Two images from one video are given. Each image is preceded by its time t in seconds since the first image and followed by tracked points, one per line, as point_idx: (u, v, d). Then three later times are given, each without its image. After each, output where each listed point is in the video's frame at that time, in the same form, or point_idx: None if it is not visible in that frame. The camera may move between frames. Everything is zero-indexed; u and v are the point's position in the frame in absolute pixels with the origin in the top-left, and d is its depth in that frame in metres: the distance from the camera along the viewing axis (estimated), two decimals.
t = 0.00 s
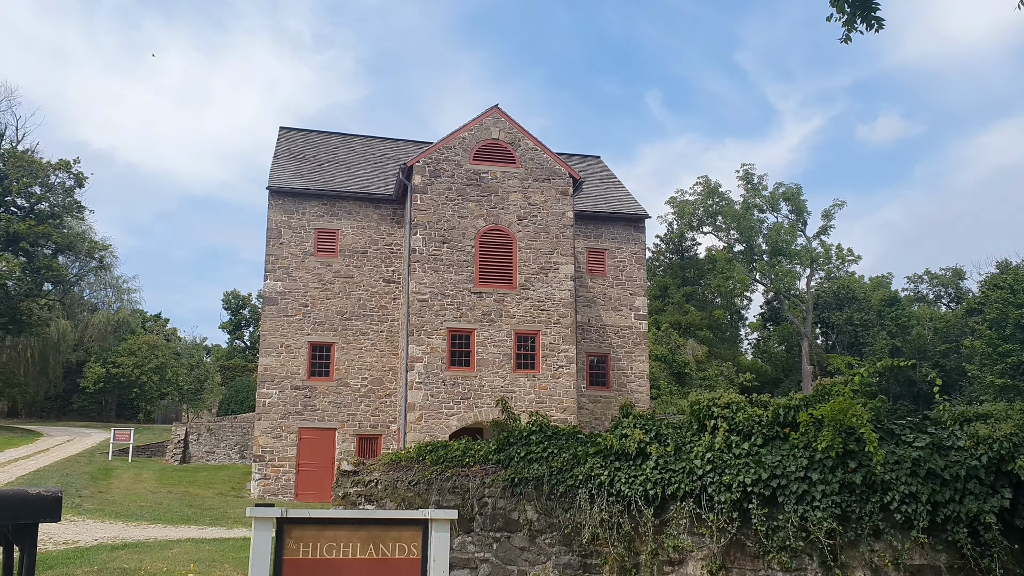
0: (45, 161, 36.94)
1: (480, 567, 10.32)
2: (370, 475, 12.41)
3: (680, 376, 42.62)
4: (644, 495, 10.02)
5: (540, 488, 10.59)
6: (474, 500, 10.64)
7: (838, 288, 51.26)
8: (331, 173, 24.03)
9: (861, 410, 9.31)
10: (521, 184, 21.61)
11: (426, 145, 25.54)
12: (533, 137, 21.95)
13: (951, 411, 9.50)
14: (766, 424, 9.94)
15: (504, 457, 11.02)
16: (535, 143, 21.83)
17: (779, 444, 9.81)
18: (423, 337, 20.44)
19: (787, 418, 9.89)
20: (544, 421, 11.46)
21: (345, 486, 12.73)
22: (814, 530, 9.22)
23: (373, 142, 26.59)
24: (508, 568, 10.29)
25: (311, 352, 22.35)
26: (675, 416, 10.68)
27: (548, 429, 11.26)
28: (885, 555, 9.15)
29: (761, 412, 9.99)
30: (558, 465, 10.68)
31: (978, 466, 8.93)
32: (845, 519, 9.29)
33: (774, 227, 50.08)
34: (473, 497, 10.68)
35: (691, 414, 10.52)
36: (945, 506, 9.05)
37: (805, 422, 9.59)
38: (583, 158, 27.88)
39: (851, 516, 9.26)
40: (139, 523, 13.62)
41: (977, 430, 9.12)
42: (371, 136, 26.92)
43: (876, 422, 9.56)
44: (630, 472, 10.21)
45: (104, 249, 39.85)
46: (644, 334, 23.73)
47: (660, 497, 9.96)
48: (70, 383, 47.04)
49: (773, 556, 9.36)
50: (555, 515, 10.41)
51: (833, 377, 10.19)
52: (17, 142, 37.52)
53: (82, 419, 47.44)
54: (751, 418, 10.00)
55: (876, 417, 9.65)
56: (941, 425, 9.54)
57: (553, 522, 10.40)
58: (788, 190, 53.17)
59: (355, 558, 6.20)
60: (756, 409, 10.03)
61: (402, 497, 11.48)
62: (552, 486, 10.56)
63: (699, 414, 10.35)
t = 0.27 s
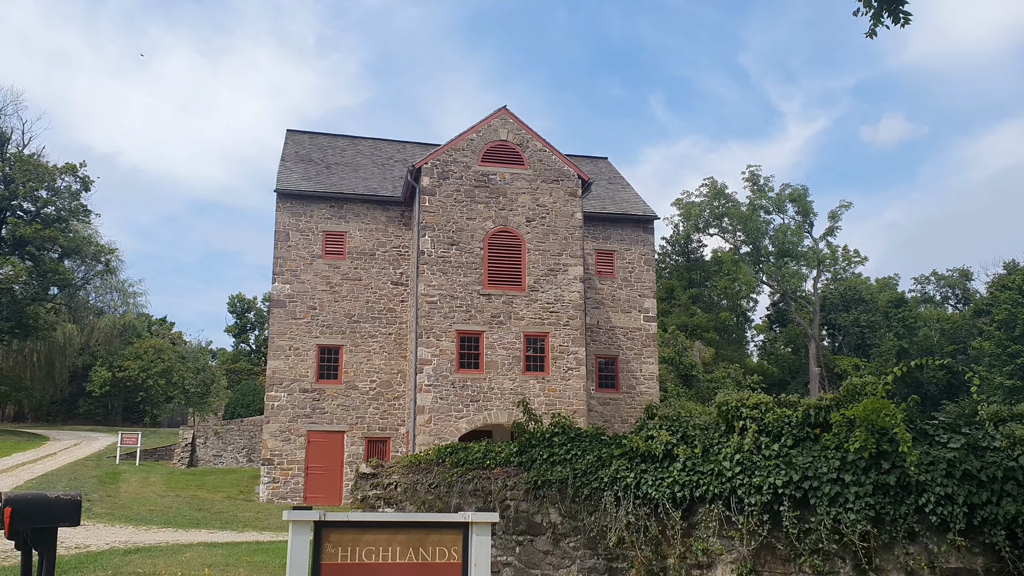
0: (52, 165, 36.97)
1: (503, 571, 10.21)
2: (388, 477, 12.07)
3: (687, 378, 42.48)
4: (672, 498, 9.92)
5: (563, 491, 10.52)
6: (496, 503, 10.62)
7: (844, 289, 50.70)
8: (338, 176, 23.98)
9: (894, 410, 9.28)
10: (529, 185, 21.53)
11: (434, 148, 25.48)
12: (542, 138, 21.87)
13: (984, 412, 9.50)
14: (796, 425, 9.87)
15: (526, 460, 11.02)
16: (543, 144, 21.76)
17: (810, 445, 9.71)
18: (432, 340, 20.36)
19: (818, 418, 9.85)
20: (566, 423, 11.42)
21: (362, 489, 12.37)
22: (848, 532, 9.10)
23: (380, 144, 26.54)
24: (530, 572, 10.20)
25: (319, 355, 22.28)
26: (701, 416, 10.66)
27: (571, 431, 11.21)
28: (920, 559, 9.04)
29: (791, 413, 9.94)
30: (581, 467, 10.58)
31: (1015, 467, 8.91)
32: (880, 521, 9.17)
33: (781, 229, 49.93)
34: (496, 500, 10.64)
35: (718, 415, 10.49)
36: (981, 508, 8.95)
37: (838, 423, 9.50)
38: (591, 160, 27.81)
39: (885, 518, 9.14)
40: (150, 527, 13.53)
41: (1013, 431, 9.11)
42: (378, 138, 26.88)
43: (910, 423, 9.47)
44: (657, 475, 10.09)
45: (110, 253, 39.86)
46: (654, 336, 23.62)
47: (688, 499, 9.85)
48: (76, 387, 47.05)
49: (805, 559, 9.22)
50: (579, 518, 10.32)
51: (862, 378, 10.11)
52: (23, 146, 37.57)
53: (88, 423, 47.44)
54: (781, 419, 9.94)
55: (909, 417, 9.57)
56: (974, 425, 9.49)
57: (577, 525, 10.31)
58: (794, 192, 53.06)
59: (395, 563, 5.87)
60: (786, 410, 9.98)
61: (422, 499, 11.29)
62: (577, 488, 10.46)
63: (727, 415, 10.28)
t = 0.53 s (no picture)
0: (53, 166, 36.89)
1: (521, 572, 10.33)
2: (403, 479, 12.36)
3: (689, 379, 42.51)
4: (696, 499, 9.88)
5: (586, 492, 10.57)
6: (514, 503, 10.88)
7: (846, 290, 50.52)
8: (342, 175, 23.88)
9: (927, 409, 9.01)
10: (534, 184, 21.41)
11: (438, 147, 25.37)
12: (546, 137, 21.76)
13: (1020, 409, 9.09)
14: (824, 424, 9.69)
15: (545, 460, 11.15)
16: (548, 143, 21.64)
17: (839, 445, 9.53)
18: (437, 340, 20.24)
19: (846, 417, 9.63)
20: (587, 422, 11.43)
21: (377, 490, 12.56)
22: (879, 534, 8.90)
23: (384, 144, 26.44)
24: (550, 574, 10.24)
25: (323, 356, 22.16)
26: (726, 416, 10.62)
27: (591, 430, 11.23)
28: (955, 561, 8.81)
29: (818, 412, 9.74)
30: (604, 468, 10.57)
31: None
32: (912, 523, 8.96)
33: (783, 229, 49.86)
34: (515, 500, 10.90)
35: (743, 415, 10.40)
36: (1018, 509, 8.66)
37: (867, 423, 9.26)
38: (595, 159, 27.71)
39: (918, 519, 8.93)
40: (156, 529, 13.42)
41: None
42: (381, 138, 26.76)
43: (942, 421, 9.17)
44: (682, 476, 10.08)
45: (111, 254, 39.74)
46: (659, 336, 23.51)
47: (713, 500, 9.81)
48: (77, 389, 46.89)
49: (834, 561, 9.09)
50: (602, 520, 10.34)
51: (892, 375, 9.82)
52: (23, 147, 37.43)
53: (89, 425, 47.31)
54: (808, 418, 9.75)
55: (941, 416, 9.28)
56: (1011, 423, 9.11)
57: (599, 526, 10.34)
58: (796, 192, 53.02)
59: (435, 567, 6.23)
60: (813, 409, 9.79)
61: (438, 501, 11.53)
62: (598, 489, 10.50)
63: (753, 415, 10.12)
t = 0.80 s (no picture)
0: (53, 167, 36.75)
1: None
2: (418, 483, 12.33)
3: (691, 381, 42.79)
4: (722, 504, 9.94)
5: (607, 497, 10.65)
6: (533, 508, 11.08)
7: (847, 290, 50.49)
8: (345, 176, 23.78)
9: (959, 411, 8.99)
10: (538, 185, 21.32)
11: (441, 148, 25.27)
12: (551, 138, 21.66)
13: None
14: (852, 427, 9.77)
15: (564, 464, 11.27)
16: (552, 144, 21.55)
17: (868, 449, 9.60)
18: (441, 342, 20.13)
19: (875, 421, 9.66)
20: (605, 425, 11.44)
21: (393, 494, 12.69)
22: (912, 540, 8.95)
23: (386, 145, 26.34)
24: None
25: (326, 358, 22.06)
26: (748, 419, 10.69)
27: (610, 434, 11.23)
28: (990, 568, 8.78)
29: (845, 415, 9.81)
30: (624, 472, 10.66)
31: None
32: (945, 528, 8.98)
33: (785, 230, 49.78)
34: (534, 505, 11.10)
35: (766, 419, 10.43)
36: None
37: (897, 426, 9.30)
38: (598, 160, 27.63)
39: (951, 525, 8.94)
40: (161, 533, 13.30)
41: None
42: (384, 139, 26.65)
43: (974, 424, 9.20)
44: (706, 480, 10.14)
45: (111, 255, 39.58)
46: (663, 337, 23.42)
47: (739, 505, 9.89)
48: (77, 391, 46.69)
49: (864, 568, 9.15)
50: (623, 526, 10.33)
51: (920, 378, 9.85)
52: (24, 148, 37.28)
53: (88, 427, 47.15)
54: (836, 422, 9.82)
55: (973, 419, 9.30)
56: None
57: (621, 532, 10.31)
58: (798, 193, 52.99)
59: None
60: (840, 412, 9.85)
61: (455, 507, 11.54)
62: (619, 494, 10.58)
63: (778, 419, 10.20)
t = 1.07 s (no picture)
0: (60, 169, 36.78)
1: None
2: (441, 483, 10.91)
3: (699, 382, 42.93)
4: (754, 505, 9.74)
5: (634, 498, 10.32)
6: (558, 511, 10.40)
7: (854, 291, 50.37)
8: (353, 177, 23.72)
9: (999, 409, 8.94)
10: (548, 186, 21.23)
11: (449, 149, 25.20)
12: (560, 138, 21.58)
13: None
14: (887, 427, 9.62)
15: (589, 465, 10.69)
16: (562, 144, 21.47)
17: (903, 449, 9.48)
18: (450, 343, 20.05)
19: (910, 420, 9.56)
20: (628, 424, 10.94)
21: (412, 495, 10.98)
22: (952, 542, 8.86)
23: (394, 146, 26.28)
24: None
25: (335, 359, 22.00)
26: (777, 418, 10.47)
27: (637, 434, 10.76)
28: None
29: (880, 414, 9.69)
30: (653, 473, 10.31)
31: None
32: (985, 530, 8.89)
33: (791, 230, 49.64)
34: (559, 507, 10.41)
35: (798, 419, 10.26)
36: None
37: (936, 425, 9.19)
38: (606, 160, 27.55)
39: (991, 527, 8.86)
40: (172, 535, 13.24)
41: None
42: (392, 140, 26.59)
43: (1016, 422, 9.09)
44: (737, 481, 9.93)
45: (118, 257, 39.59)
46: (673, 338, 23.32)
47: (771, 506, 9.70)
48: (83, 393, 46.70)
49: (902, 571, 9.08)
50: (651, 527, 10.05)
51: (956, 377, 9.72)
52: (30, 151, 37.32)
53: (95, 430, 47.13)
54: (870, 421, 9.71)
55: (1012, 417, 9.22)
56: None
57: (649, 534, 9.99)
58: (804, 194, 52.86)
59: None
60: (875, 411, 9.73)
61: (479, 509, 10.54)
62: (648, 496, 10.23)
63: (810, 418, 10.11)
